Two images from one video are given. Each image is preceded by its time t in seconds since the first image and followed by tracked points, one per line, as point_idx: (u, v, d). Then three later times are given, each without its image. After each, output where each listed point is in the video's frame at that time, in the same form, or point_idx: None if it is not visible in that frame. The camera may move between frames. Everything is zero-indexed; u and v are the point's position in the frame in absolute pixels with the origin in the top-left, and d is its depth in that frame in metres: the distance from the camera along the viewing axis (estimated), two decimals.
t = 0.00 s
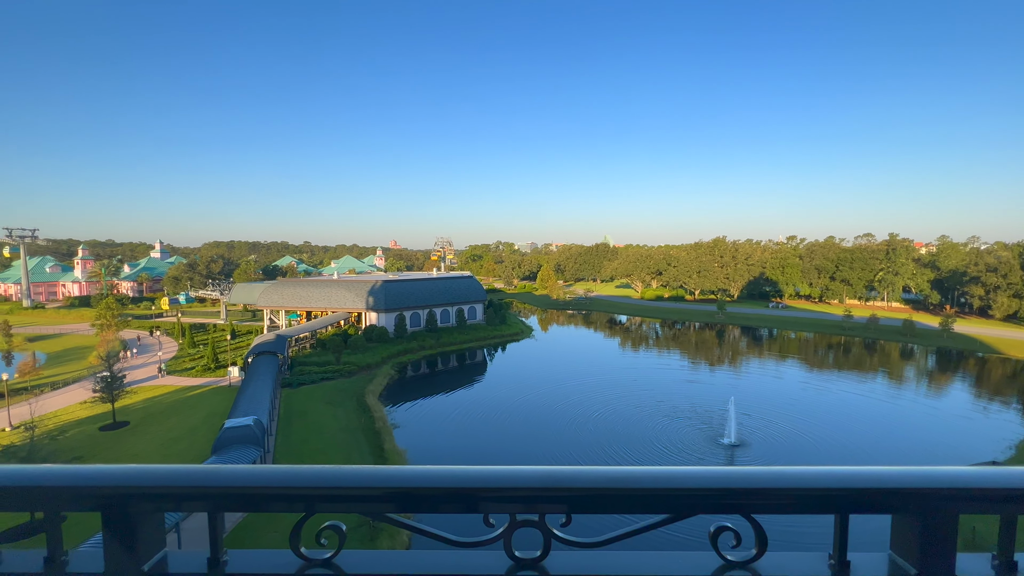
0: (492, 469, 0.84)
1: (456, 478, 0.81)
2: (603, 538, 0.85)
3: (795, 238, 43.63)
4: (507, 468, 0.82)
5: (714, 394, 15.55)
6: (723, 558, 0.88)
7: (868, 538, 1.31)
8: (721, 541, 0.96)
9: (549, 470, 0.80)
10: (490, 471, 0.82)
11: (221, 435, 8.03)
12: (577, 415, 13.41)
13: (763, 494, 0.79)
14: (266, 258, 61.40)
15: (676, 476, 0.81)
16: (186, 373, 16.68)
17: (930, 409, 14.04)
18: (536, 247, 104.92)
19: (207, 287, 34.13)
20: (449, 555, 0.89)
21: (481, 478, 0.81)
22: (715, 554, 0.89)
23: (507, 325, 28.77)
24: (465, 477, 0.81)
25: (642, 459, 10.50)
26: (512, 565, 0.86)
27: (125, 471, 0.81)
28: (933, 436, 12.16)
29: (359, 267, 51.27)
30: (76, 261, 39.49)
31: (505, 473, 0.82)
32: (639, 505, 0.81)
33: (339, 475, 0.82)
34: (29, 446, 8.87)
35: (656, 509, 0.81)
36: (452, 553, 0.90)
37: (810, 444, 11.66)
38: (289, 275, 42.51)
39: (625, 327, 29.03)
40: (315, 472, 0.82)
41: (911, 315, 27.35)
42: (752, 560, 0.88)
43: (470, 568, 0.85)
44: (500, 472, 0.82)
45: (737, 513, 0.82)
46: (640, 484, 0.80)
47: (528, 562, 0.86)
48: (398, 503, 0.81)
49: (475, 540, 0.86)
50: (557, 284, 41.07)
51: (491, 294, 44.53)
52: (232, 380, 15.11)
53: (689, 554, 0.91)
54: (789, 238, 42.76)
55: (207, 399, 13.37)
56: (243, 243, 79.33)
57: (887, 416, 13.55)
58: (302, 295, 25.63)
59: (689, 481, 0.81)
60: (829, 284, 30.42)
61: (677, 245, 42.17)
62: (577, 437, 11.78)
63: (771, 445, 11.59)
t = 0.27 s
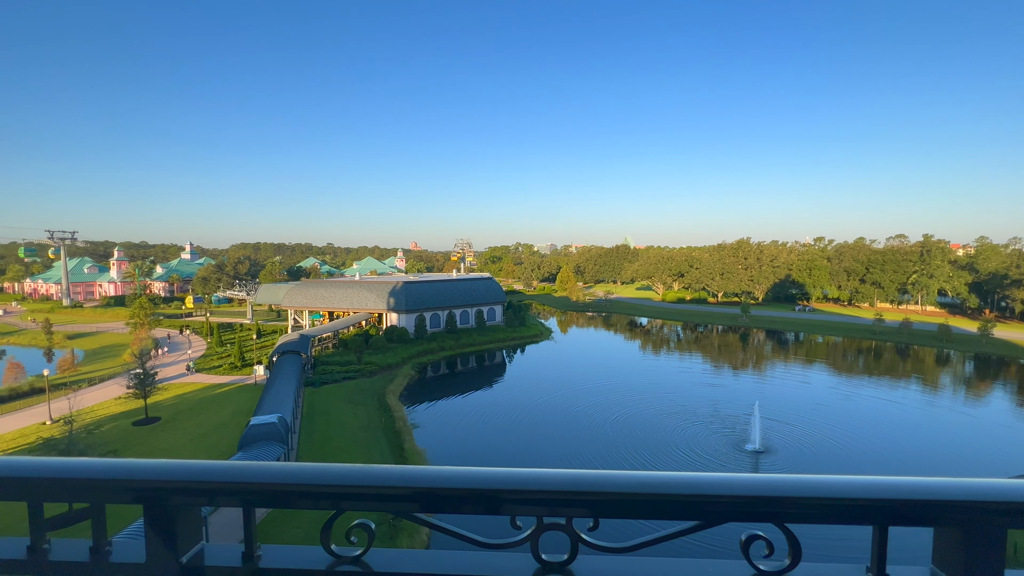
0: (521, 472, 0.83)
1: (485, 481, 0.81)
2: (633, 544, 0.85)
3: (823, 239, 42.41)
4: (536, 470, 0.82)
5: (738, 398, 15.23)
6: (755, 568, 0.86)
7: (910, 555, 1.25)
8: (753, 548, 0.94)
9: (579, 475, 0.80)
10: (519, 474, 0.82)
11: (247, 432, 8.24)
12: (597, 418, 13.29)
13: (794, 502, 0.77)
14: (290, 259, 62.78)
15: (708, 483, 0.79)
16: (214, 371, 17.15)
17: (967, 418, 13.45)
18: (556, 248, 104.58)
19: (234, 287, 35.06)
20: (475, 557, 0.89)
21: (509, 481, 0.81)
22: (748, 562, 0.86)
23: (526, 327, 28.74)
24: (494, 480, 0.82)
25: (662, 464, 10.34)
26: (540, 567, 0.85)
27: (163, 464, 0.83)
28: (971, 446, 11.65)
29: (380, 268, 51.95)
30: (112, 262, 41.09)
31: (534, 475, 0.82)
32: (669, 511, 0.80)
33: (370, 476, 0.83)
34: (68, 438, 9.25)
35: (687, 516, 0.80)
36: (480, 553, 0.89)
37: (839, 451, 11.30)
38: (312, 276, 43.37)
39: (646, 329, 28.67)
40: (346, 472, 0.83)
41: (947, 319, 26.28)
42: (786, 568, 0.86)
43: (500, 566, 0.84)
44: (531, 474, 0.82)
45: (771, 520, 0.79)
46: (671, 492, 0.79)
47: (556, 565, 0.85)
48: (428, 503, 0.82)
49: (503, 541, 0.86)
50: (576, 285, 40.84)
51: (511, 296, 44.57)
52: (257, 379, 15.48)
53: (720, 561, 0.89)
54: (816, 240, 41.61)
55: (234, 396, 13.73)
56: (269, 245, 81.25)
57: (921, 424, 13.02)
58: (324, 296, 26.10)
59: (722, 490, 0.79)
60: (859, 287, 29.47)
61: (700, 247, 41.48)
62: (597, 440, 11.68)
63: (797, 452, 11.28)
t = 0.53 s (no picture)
0: (546, 475, 0.83)
1: (512, 481, 0.81)
2: (660, 548, 0.84)
3: (853, 240, 41.09)
4: (560, 473, 0.81)
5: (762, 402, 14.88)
6: None
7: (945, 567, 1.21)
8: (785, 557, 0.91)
9: (605, 477, 0.79)
10: (544, 475, 0.81)
11: (271, 428, 8.45)
12: (617, 420, 13.16)
13: (825, 512, 0.75)
14: (314, 260, 64.00)
15: (739, 488, 0.78)
16: (241, 368, 17.64)
17: (1008, 427, 12.86)
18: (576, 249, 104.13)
19: (260, 286, 35.93)
20: (502, 556, 0.89)
21: (535, 482, 0.80)
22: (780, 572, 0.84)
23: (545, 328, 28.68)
24: (521, 481, 0.82)
25: (682, 468, 10.18)
26: (566, 569, 0.84)
27: (201, 458, 0.85)
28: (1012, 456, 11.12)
29: (401, 268, 52.57)
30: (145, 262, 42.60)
31: (558, 477, 0.82)
32: (698, 517, 0.78)
33: (395, 473, 0.84)
34: (103, 431, 9.64)
35: (715, 522, 0.78)
36: (506, 553, 0.89)
37: (868, 458, 10.94)
38: (335, 277, 44.17)
39: (667, 331, 28.27)
40: (373, 470, 0.84)
41: (986, 323, 25.16)
42: None
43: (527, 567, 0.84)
44: (556, 476, 0.82)
45: (804, 529, 0.78)
46: (699, 498, 0.78)
47: (584, 567, 0.84)
48: (454, 503, 0.83)
49: (531, 541, 0.86)
50: (596, 286, 40.55)
51: (530, 296, 44.51)
52: (282, 376, 15.85)
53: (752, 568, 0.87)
54: (845, 240, 40.36)
55: (260, 393, 14.10)
56: (294, 245, 83.01)
57: (958, 432, 12.50)
58: (347, 296, 26.53)
59: (752, 495, 0.77)
60: (891, 289, 28.47)
61: (723, 248, 40.69)
62: (616, 443, 11.56)
63: (825, 459, 10.97)
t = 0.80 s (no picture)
0: (572, 472, 0.83)
1: (538, 477, 0.81)
2: (688, 549, 0.83)
3: (884, 239, 39.70)
4: (587, 471, 0.81)
5: (787, 405, 14.54)
6: None
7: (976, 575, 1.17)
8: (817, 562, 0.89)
9: (633, 476, 0.79)
10: (572, 473, 0.81)
11: (295, 423, 8.64)
12: (636, 420, 13.04)
13: (857, 514, 0.73)
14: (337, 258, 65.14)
15: (772, 490, 0.76)
16: (266, 364, 18.08)
17: None
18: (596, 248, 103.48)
19: (285, 285, 36.77)
20: (527, 552, 0.89)
21: (560, 481, 0.80)
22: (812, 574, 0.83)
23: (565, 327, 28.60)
24: (548, 478, 0.81)
25: (703, 470, 10.02)
26: (592, 568, 0.83)
27: (235, 451, 0.88)
28: None
29: (421, 267, 53.04)
30: (177, 260, 44.06)
31: (585, 474, 0.81)
32: (728, 519, 0.77)
33: (422, 469, 0.85)
34: (137, 424, 10.02)
35: (745, 524, 0.77)
36: (532, 549, 0.89)
37: (899, 465, 10.57)
38: (357, 275, 44.85)
39: (689, 331, 27.82)
40: (399, 464, 0.84)
41: None
42: None
43: (552, 565, 0.84)
44: (583, 475, 0.82)
45: (840, 533, 0.75)
46: (729, 498, 0.76)
47: (611, 565, 0.84)
48: (481, 498, 0.83)
49: (557, 537, 0.86)
50: (616, 286, 40.20)
51: (550, 296, 44.38)
52: (305, 373, 16.21)
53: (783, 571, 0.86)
54: (877, 239, 39.05)
55: (284, 389, 14.43)
56: (317, 245, 84.56)
57: (996, 439, 11.98)
58: (368, 294, 26.94)
59: (784, 498, 0.75)
60: (925, 290, 27.43)
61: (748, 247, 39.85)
62: (636, 443, 11.45)
63: (853, 464, 10.66)
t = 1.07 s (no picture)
0: (597, 468, 0.82)
1: (563, 472, 0.81)
2: (718, 548, 0.81)
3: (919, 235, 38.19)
4: (614, 465, 0.80)
5: (813, 406, 14.16)
6: None
7: None
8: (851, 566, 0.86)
9: (658, 473, 0.78)
10: (597, 469, 0.81)
11: (317, 418, 8.81)
12: (657, 419, 12.90)
13: (893, 516, 0.71)
14: (359, 256, 66.12)
15: (804, 490, 0.74)
16: (290, 360, 18.50)
17: None
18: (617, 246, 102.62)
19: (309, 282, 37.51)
20: (553, 548, 0.89)
21: (587, 475, 0.80)
22: None
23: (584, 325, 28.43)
24: (574, 472, 0.81)
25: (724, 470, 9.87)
26: (620, 564, 0.82)
27: (265, 440, 0.89)
28: None
29: (441, 265, 53.46)
30: (206, 258, 45.40)
31: (611, 469, 0.81)
32: (757, 518, 0.75)
33: (448, 461, 0.85)
34: (168, 416, 10.38)
35: (775, 523, 0.75)
36: (558, 544, 0.89)
37: (933, 470, 10.18)
38: (378, 273, 45.46)
39: (711, 330, 27.36)
40: (425, 456, 0.85)
41: None
42: None
43: (579, 560, 0.83)
44: (609, 470, 0.81)
45: (875, 534, 0.73)
46: (759, 497, 0.75)
47: (638, 562, 0.82)
48: (507, 491, 0.84)
49: (583, 533, 0.85)
50: (637, 283, 39.77)
51: (569, 293, 44.17)
52: (328, 368, 16.53)
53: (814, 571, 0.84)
54: (910, 235, 37.60)
55: (308, 384, 14.75)
56: (340, 242, 86.03)
57: None
58: (389, 291, 27.28)
59: (816, 498, 0.74)
60: (962, 288, 26.30)
61: (773, 244, 38.89)
62: (656, 442, 11.32)
63: (883, 468, 10.32)
